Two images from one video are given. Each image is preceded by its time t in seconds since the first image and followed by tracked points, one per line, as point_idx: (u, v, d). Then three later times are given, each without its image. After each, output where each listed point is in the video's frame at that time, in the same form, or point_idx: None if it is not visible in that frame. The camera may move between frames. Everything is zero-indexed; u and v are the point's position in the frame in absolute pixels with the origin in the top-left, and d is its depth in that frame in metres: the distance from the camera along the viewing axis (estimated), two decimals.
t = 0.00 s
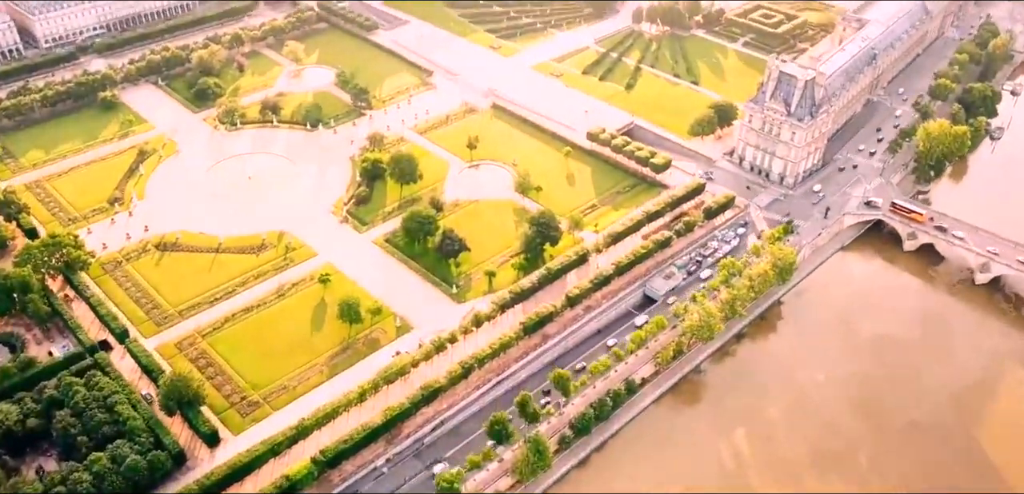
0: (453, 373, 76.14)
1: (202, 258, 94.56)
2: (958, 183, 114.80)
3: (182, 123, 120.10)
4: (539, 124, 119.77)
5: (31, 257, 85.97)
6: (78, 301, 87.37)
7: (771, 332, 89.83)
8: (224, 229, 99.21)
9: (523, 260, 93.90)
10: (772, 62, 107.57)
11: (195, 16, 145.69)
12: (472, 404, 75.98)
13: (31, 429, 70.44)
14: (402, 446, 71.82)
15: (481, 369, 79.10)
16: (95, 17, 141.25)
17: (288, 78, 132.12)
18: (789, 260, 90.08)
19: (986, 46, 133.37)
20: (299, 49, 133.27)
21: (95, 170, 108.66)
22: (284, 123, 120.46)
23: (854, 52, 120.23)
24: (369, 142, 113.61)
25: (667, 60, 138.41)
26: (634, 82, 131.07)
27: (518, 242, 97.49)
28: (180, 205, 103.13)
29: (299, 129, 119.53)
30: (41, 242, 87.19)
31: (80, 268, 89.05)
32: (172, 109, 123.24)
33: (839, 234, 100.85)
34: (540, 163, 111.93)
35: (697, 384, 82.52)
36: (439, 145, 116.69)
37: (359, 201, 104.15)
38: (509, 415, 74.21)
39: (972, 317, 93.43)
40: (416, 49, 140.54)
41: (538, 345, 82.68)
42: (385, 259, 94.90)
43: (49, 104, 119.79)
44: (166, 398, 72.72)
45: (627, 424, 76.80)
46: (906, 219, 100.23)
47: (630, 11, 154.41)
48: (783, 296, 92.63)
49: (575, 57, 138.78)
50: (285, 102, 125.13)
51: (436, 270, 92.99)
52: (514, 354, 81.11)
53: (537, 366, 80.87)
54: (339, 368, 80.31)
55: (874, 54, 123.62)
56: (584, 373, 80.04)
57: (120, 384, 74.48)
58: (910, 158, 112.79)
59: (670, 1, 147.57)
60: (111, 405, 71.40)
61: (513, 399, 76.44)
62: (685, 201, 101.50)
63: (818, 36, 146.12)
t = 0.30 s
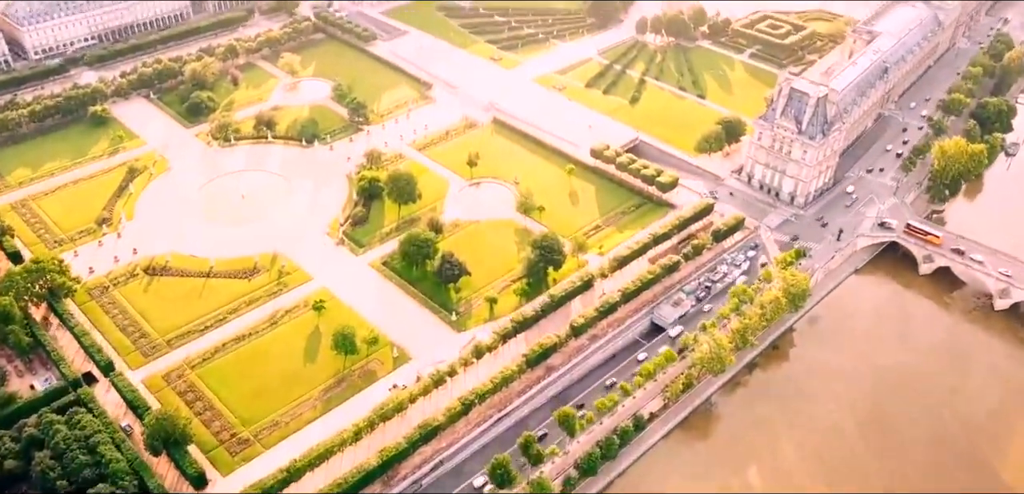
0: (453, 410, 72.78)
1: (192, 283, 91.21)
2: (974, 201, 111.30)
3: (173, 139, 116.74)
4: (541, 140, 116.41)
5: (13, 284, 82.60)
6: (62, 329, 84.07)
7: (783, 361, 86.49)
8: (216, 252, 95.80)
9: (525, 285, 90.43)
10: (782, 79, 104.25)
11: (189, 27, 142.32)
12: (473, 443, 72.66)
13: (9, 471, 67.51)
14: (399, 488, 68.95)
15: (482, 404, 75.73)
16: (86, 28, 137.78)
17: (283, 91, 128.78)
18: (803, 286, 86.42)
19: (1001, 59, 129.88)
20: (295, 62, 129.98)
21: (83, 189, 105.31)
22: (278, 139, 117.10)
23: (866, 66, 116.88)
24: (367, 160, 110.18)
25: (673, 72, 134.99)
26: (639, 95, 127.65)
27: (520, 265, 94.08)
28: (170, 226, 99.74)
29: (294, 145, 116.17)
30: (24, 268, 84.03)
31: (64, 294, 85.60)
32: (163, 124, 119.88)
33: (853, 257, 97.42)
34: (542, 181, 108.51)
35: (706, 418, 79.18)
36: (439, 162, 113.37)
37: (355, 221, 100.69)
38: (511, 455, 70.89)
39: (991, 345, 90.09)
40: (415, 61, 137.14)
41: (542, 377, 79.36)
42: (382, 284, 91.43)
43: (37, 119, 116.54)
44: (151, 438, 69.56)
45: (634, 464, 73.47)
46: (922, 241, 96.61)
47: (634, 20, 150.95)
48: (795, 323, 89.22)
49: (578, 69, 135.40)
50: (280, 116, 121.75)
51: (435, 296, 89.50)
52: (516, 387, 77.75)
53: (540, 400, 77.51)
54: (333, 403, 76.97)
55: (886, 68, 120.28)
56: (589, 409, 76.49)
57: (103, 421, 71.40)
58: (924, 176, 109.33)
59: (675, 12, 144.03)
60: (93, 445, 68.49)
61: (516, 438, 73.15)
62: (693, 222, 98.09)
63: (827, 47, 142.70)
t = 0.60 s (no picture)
0: (452, 452, 69.34)
1: (181, 310, 87.73)
2: (991, 221, 107.68)
3: (165, 156, 113.30)
4: (543, 157, 113.02)
5: None
6: (45, 362, 80.67)
7: (797, 393, 83.00)
8: (206, 278, 92.31)
9: (528, 313, 86.84)
10: (792, 97, 101.03)
11: (182, 38, 138.88)
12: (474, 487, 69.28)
13: None
14: None
15: (484, 444, 72.28)
16: (76, 39, 134.22)
17: (278, 105, 125.37)
18: (817, 316, 82.79)
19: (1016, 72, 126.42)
20: (290, 75, 126.57)
21: (69, 210, 101.84)
22: (273, 156, 113.68)
23: (878, 81, 113.44)
24: (363, 179, 106.72)
25: (678, 86, 131.52)
26: (645, 110, 124.22)
27: (522, 291, 90.28)
28: (159, 250, 96.23)
29: (289, 163, 112.69)
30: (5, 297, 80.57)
31: (47, 324, 82.01)
32: (155, 141, 116.42)
33: (867, 283, 93.96)
34: (544, 201, 105.07)
35: (718, 457, 75.64)
36: (438, 181, 109.99)
37: (351, 244, 97.18)
38: None
39: (1014, 376, 86.61)
40: (414, 74, 133.77)
41: (546, 413, 75.93)
42: (379, 311, 87.94)
43: (24, 135, 113.11)
44: (133, 482, 66.39)
45: None
46: (940, 265, 93.10)
47: (638, 31, 147.52)
48: (808, 353, 85.78)
49: (581, 83, 131.99)
50: (275, 132, 118.33)
51: (433, 324, 85.91)
52: (519, 425, 74.26)
53: (545, 439, 74.08)
54: (327, 442, 73.52)
55: (898, 82, 116.82)
56: (595, 449, 73.18)
57: (85, 465, 68.38)
58: (940, 196, 105.82)
59: (680, 22, 140.47)
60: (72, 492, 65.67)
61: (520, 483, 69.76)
62: (702, 246, 94.69)
63: (836, 59, 139.25)
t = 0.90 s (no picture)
0: None
1: (169, 340, 84.13)
2: (1010, 242, 104.05)
3: (155, 174, 109.66)
4: (546, 175, 109.49)
5: None
6: (25, 397, 77.18)
7: (812, 429, 79.54)
8: (196, 305, 88.75)
9: (531, 343, 83.17)
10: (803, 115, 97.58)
11: (174, 50, 135.32)
12: None
13: None
14: None
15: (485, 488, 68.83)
16: (66, 51, 130.67)
17: (273, 120, 121.74)
18: (833, 348, 79.14)
19: None
20: (286, 88, 123.05)
21: (55, 232, 98.23)
22: (267, 174, 110.11)
23: (891, 97, 109.91)
24: (360, 198, 103.11)
25: (684, 99, 127.99)
26: (650, 125, 120.65)
27: (524, 319, 86.52)
28: (148, 275, 92.63)
29: (284, 182, 109.02)
30: None
31: (27, 357, 78.37)
32: (145, 158, 112.83)
33: (883, 310, 90.35)
34: (547, 222, 101.46)
35: None
36: (438, 200, 106.40)
37: (347, 268, 93.56)
38: None
39: None
40: (413, 87, 130.25)
41: (551, 454, 72.47)
42: (375, 341, 84.34)
43: (10, 153, 109.65)
44: None
45: None
46: (959, 292, 89.48)
47: (643, 43, 144.01)
48: (823, 386, 82.29)
49: (585, 96, 128.44)
50: (269, 149, 114.71)
51: (432, 355, 82.28)
52: (522, 467, 70.81)
53: (549, 481, 70.63)
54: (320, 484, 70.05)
55: (912, 97, 113.28)
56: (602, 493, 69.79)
57: None
58: (957, 217, 102.22)
59: (685, 33, 136.63)
60: None
61: None
62: (711, 271, 91.20)
63: (846, 71, 135.73)
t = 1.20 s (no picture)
0: None
1: (156, 371, 80.69)
2: None
3: (145, 193, 106.22)
4: (549, 194, 106.04)
5: None
6: (5, 434, 74.31)
7: (828, 466, 75.97)
8: (186, 333, 85.30)
9: (534, 375, 79.69)
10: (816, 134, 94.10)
11: (167, 62, 131.91)
12: None
13: None
14: None
15: None
16: (56, 63, 127.28)
17: (268, 136, 118.28)
18: (850, 382, 75.53)
19: None
20: (281, 102, 119.59)
21: (41, 254, 94.87)
22: (261, 193, 106.66)
23: (906, 113, 106.34)
24: (356, 218, 99.49)
25: (691, 114, 124.46)
26: (656, 141, 117.18)
27: (527, 348, 83.21)
28: (135, 300, 89.16)
29: (278, 201, 105.54)
30: None
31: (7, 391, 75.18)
32: (135, 175, 109.45)
33: (901, 338, 86.79)
34: (550, 244, 97.97)
35: None
36: (437, 220, 102.91)
37: (343, 293, 90.05)
38: None
39: None
40: (412, 100, 126.83)
41: None
42: (371, 373, 80.92)
43: None
44: None
45: None
46: (980, 320, 86.13)
47: (647, 54, 140.54)
48: (839, 420, 78.69)
49: (589, 110, 125.00)
50: (264, 166, 111.25)
51: (431, 388, 78.80)
52: None
53: None
54: None
55: (927, 113, 109.78)
56: None
57: None
58: (975, 239, 98.71)
59: (692, 45, 132.99)
60: None
61: None
62: (720, 298, 87.73)
63: (857, 84, 132.19)
